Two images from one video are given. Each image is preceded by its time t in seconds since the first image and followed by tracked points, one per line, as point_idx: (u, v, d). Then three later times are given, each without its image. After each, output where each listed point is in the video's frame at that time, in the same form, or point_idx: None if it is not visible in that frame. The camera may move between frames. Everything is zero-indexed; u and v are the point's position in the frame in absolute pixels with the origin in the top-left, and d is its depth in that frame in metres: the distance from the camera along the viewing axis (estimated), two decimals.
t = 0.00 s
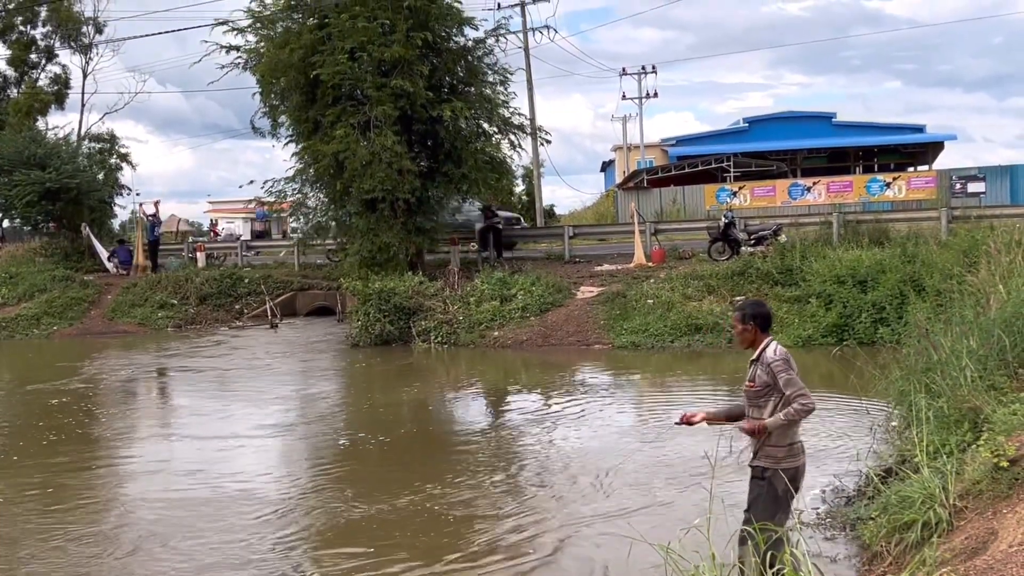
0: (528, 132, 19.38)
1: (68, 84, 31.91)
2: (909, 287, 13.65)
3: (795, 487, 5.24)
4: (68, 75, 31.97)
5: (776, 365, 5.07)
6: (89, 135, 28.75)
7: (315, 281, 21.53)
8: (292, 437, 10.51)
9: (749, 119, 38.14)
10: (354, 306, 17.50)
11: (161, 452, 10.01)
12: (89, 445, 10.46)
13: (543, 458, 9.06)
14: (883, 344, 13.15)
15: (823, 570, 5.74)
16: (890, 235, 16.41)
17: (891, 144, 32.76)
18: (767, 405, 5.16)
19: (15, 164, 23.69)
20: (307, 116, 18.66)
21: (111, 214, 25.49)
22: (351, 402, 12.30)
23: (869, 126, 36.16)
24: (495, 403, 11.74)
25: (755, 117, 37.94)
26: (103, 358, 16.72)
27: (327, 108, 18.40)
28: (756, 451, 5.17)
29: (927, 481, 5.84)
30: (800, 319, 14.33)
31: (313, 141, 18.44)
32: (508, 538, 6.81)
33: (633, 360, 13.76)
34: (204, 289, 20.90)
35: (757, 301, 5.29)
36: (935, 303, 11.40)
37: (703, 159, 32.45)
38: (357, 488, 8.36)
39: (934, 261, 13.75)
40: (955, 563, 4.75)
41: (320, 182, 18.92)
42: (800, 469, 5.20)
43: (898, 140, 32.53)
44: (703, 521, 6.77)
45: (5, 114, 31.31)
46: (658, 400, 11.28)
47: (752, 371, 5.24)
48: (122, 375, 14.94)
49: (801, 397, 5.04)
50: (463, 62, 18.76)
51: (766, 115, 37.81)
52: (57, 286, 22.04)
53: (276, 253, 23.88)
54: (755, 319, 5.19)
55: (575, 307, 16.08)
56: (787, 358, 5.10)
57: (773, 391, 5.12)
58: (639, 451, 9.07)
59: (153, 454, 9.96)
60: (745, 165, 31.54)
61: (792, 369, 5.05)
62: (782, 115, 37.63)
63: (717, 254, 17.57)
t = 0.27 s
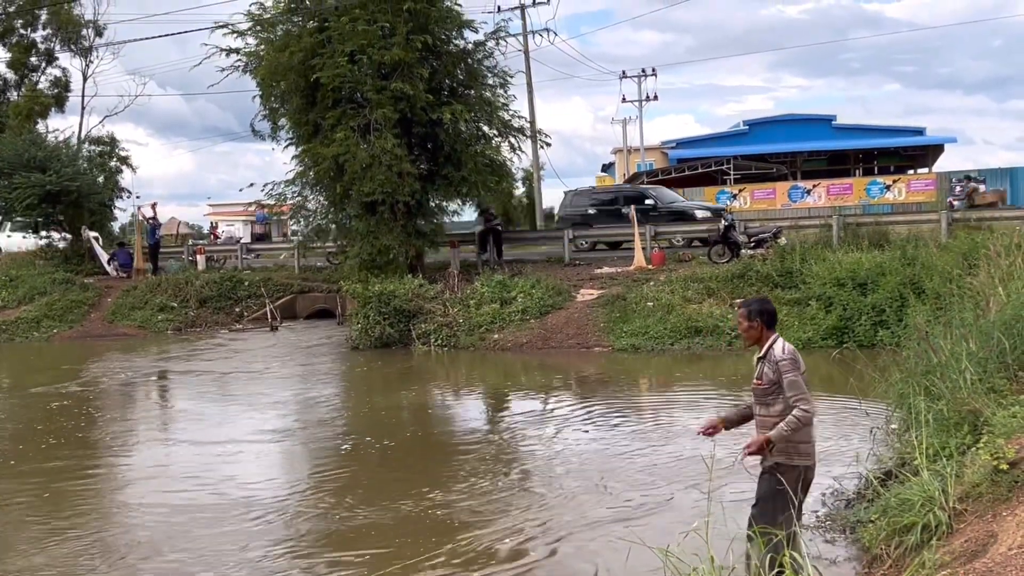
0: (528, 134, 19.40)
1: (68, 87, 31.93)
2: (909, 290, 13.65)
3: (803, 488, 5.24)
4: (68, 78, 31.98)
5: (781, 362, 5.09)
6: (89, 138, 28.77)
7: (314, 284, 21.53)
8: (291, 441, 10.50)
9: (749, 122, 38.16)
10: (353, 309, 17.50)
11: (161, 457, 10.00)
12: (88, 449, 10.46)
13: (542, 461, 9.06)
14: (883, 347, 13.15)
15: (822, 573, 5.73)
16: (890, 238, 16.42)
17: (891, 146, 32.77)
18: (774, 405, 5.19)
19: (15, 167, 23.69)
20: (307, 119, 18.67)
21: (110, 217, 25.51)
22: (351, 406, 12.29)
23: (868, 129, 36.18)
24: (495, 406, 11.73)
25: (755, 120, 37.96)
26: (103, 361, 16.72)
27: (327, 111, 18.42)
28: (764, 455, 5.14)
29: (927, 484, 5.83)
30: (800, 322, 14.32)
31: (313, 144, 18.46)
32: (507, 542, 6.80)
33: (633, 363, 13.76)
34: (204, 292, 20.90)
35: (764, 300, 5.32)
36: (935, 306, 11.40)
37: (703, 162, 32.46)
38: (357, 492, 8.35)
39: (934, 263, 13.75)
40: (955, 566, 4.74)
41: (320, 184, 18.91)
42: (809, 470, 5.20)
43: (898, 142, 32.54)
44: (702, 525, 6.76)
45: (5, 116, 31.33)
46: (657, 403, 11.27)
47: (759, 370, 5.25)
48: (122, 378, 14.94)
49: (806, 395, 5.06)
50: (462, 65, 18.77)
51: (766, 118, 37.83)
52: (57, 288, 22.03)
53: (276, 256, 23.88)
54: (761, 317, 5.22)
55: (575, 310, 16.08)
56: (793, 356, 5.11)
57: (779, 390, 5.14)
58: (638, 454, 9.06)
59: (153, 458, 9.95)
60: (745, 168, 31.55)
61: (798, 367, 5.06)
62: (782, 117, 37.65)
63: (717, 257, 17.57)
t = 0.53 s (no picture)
0: (528, 136, 19.42)
1: (68, 88, 31.97)
2: (908, 291, 13.66)
3: (804, 489, 5.21)
4: (67, 80, 32.01)
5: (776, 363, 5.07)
6: (89, 139, 28.80)
7: (314, 285, 21.55)
8: (290, 443, 10.50)
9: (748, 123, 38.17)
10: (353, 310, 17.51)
11: (161, 459, 10.01)
12: (88, 451, 10.46)
13: (541, 463, 9.05)
14: (883, 348, 13.16)
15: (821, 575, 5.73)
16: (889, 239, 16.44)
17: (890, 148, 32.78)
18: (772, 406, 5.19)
19: (15, 167, 23.70)
20: (306, 121, 18.69)
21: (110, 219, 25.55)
22: (351, 407, 12.29)
23: (868, 130, 36.19)
24: (494, 407, 11.74)
25: (754, 121, 37.98)
26: (102, 362, 16.72)
27: (326, 112, 18.43)
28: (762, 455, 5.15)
29: (926, 485, 5.82)
30: (799, 323, 14.33)
31: (313, 145, 18.47)
32: (506, 544, 6.80)
33: (633, 364, 13.78)
34: (204, 293, 20.91)
35: (761, 299, 5.30)
36: (933, 307, 11.41)
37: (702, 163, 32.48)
38: (356, 494, 8.35)
39: (933, 265, 13.76)
40: (953, 569, 4.74)
41: (320, 186, 18.90)
42: (810, 471, 5.17)
43: (897, 143, 32.55)
44: (701, 526, 6.76)
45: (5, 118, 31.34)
46: (657, 404, 11.28)
47: (758, 370, 5.24)
48: (122, 380, 14.93)
49: (792, 398, 5.04)
50: (462, 66, 18.78)
51: (765, 119, 37.84)
52: (56, 289, 22.03)
53: (276, 257, 23.90)
54: (758, 316, 5.22)
55: (574, 311, 16.10)
56: (790, 355, 5.09)
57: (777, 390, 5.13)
58: (637, 455, 9.06)
59: (152, 460, 9.95)
60: (745, 169, 31.56)
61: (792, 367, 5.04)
62: (781, 119, 37.67)
63: (716, 258, 17.58)
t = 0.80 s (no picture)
0: (527, 136, 19.42)
1: (68, 88, 31.96)
2: (908, 291, 13.66)
3: (805, 490, 5.21)
4: (67, 79, 32.00)
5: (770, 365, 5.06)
6: (88, 139, 28.78)
7: (314, 285, 21.56)
8: (290, 444, 10.51)
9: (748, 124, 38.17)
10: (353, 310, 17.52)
11: (160, 459, 10.01)
12: (87, 451, 10.46)
13: (541, 463, 9.06)
14: (882, 349, 13.17)
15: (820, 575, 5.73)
16: (889, 240, 16.45)
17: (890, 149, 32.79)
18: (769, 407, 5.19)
19: (14, 167, 23.69)
20: (306, 121, 18.69)
21: (109, 218, 25.56)
22: (350, 408, 12.30)
23: (867, 131, 36.21)
24: (493, 408, 11.74)
25: (754, 122, 37.99)
26: (102, 362, 16.72)
27: (326, 112, 18.44)
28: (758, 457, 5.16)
29: (925, 486, 5.82)
30: (799, 323, 14.33)
31: (313, 145, 18.47)
32: (506, 545, 6.82)
33: (632, 364, 13.79)
34: (203, 293, 20.90)
35: (759, 298, 5.29)
36: (932, 308, 11.42)
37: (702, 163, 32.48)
38: (356, 495, 8.36)
39: (932, 265, 13.78)
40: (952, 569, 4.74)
41: (320, 186, 18.88)
42: (809, 473, 5.16)
43: (897, 144, 32.56)
44: (699, 527, 6.77)
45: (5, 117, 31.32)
46: (656, 405, 11.28)
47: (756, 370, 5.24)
48: (121, 380, 14.93)
49: (785, 401, 5.04)
50: (462, 66, 18.77)
51: (765, 120, 37.85)
52: (56, 289, 22.02)
53: (276, 257, 23.90)
54: (755, 317, 5.20)
55: (573, 312, 16.11)
56: (785, 356, 5.07)
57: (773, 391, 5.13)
58: (636, 456, 9.06)
59: (152, 461, 9.96)
60: (744, 170, 31.57)
61: (787, 369, 5.03)
62: (781, 119, 37.69)
63: (716, 259, 17.59)
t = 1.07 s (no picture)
0: (527, 136, 19.42)
1: (67, 86, 31.95)
2: (906, 292, 13.67)
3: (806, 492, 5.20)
4: (67, 78, 31.98)
5: (768, 366, 5.06)
6: (87, 137, 28.76)
7: (313, 284, 21.56)
8: (288, 443, 10.51)
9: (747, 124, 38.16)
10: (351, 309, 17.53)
11: (159, 459, 10.01)
12: (86, 450, 10.45)
13: (539, 463, 9.06)
14: (881, 349, 13.18)
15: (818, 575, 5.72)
16: (888, 240, 16.45)
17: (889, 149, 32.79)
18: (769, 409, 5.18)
19: (13, 165, 23.67)
20: (305, 120, 18.69)
21: (108, 217, 25.54)
22: (348, 408, 12.29)
23: (867, 131, 36.20)
24: (491, 407, 11.73)
25: (753, 122, 37.99)
26: (100, 361, 16.71)
27: (325, 112, 18.44)
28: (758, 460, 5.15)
29: (923, 487, 5.82)
30: (798, 323, 14.33)
31: (312, 144, 18.46)
32: (505, 545, 6.82)
33: (631, 364, 13.79)
34: (202, 291, 20.89)
35: (756, 300, 5.29)
36: (930, 309, 11.43)
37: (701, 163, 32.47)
38: (355, 495, 8.36)
39: (931, 266, 13.78)
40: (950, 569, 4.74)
41: (319, 185, 18.86)
42: (809, 475, 5.15)
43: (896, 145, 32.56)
44: (697, 527, 6.77)
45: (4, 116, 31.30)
46: (654, 405, 11.28)
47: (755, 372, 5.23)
48: (120, 379, 14.92)
49: (786, 402, 5.04)
50: (462, 66, 18.75)
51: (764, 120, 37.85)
52: (54, 288, 22.00)
53: (274, 256, 23.89)
54: (752, 318, 5.20)
55: (572, 311, 16.11)
56: (783, 357, 5.07)
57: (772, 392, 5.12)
58: (635, 456, 9.05)
59: (151, 460, 9.95)
60: (743, 170, 31.56)
61: (785, 370, 5.03)
62: (780, 119, 37.68)
63: (715, 259, 17.60)
